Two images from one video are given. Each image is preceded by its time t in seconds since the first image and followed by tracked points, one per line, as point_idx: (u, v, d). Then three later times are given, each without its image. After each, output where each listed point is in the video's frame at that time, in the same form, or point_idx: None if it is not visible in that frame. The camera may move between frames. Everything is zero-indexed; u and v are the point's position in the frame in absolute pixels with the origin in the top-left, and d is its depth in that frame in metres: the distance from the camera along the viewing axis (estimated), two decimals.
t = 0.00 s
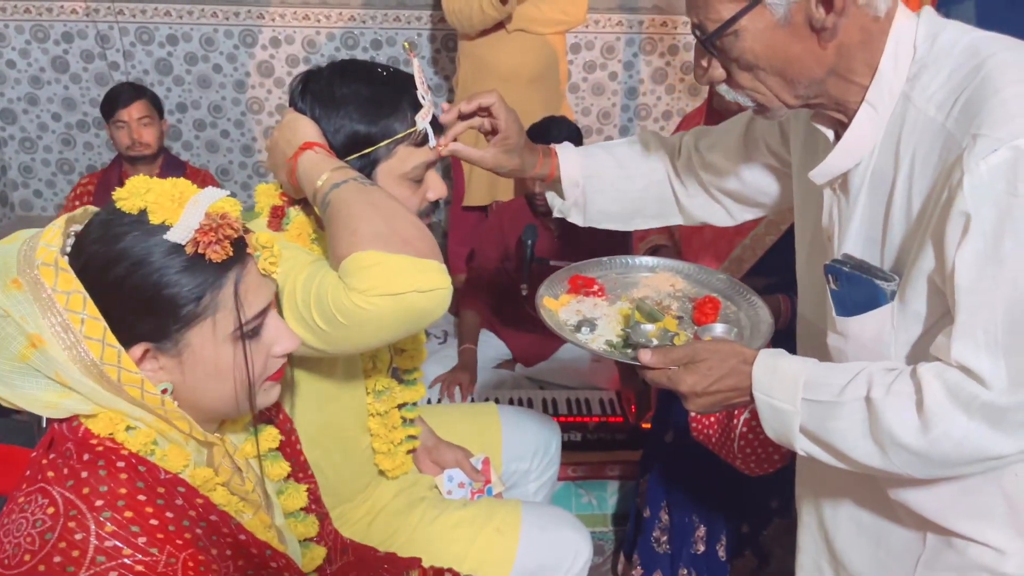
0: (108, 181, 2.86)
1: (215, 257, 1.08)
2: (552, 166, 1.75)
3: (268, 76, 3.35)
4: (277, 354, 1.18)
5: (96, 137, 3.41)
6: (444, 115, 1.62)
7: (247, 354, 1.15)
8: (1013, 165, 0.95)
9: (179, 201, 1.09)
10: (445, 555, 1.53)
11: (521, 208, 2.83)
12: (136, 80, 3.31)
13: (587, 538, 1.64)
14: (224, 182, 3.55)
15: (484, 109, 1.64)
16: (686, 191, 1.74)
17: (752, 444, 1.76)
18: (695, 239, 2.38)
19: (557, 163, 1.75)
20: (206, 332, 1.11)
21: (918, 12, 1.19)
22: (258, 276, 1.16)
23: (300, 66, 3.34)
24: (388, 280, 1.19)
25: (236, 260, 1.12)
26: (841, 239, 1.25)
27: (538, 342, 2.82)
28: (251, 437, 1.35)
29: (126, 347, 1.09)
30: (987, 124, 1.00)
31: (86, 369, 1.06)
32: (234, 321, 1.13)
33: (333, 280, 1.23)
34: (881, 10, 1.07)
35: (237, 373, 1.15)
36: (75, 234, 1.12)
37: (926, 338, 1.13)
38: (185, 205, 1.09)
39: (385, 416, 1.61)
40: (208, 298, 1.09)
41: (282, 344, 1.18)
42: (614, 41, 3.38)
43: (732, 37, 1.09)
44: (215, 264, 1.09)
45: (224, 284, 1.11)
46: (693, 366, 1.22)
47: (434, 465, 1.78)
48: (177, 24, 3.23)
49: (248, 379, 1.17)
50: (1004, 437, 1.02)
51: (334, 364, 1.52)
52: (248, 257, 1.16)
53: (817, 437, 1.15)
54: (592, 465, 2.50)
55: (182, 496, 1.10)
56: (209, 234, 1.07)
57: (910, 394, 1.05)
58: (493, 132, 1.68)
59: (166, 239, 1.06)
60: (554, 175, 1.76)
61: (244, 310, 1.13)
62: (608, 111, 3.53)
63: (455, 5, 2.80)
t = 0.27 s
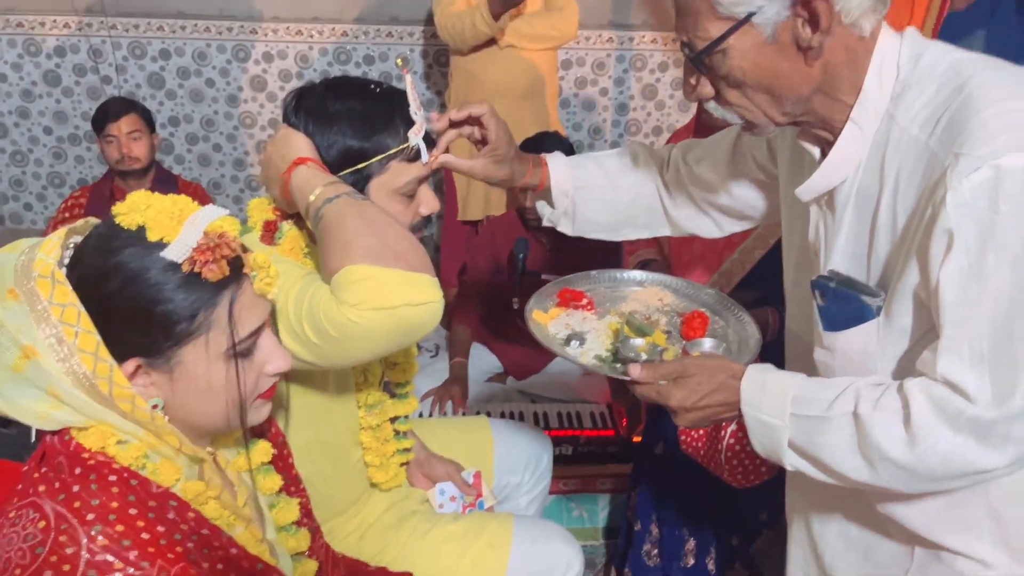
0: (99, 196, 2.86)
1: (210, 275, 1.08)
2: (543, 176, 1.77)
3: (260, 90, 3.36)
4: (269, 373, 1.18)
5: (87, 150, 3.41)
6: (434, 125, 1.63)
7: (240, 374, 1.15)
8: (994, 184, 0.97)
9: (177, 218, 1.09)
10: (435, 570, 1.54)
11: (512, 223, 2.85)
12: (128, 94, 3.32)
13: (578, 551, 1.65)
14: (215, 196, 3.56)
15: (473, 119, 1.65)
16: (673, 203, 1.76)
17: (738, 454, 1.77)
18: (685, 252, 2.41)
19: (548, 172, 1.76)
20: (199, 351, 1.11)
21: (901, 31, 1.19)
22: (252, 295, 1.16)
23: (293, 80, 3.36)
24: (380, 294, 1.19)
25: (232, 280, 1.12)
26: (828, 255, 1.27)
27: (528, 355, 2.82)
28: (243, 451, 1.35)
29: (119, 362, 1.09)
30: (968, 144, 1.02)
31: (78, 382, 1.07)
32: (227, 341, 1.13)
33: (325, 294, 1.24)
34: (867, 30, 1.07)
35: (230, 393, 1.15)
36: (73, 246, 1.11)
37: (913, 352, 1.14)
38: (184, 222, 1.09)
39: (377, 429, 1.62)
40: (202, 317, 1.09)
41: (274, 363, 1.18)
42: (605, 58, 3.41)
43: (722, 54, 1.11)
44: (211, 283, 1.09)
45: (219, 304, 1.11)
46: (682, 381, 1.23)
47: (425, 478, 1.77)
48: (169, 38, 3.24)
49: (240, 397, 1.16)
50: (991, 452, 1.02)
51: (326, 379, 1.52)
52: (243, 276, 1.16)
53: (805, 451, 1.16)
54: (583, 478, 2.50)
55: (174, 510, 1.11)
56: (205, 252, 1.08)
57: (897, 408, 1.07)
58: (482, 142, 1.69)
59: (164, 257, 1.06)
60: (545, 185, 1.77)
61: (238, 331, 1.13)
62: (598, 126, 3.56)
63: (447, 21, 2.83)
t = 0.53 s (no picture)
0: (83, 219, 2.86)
1: (212, 303, 1.10)
2: (530, 195, 1.79)
3: (246, 115, 3.38)
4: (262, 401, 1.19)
5: (71, 173, 3.41)
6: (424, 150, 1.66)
7: (234, 400, 1.16)
8: (968, 218, 1.01)
9: (180, 245, 1.11)
10: None
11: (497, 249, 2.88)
12: (113, 118, 3.33)
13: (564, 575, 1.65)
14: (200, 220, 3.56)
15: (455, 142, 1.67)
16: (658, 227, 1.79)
17: (722, 480, 1.79)
18: (668, 279, 2.45)
19: (535, 191, 1.79)
20: (194, 377, 1.12)
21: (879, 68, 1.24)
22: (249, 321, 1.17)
23: (279, 105, 3.38)
24: (369, 317, 1.21)
25: (231, 308, 1.14)
26: (808, 283, 1.30)
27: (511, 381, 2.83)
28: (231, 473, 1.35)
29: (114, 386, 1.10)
30: (943, 178, 1.06)
31: (73, 403, 1.07)
32: (222, 367, 1.14)
33: (314, 318, 1.25)
34: (847, 66, 1.12)
35: (223, 418, 1.16)
36: (73, 267, 1.13)
37: (892, 378, 1.16)
38: (186, 250, 1.11)
39: (362, 453, 1.62)
40: (201, 343, 1.11)
41: (267, 390, 1.19)
42: (589, 86, 3.46)
43: (705, 87, 1.14)
44: (211, 311, 1.11)
45: (218, 332, 1.12)
46: (668, 408, 1.25)
47: (409, 504, 1.78)
48: (156, 63, 3.26)
49: (232, 424, 1.17)
50: (969, 478, 1.04)
51: (313, 402, 1.53)
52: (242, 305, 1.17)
53: (789, 477, 1.18)
54: (567, 505, 2.52)
55: (163, 531, 1.11)
56: (208, 280, 1.10)
57: (878, 435, 1.09)
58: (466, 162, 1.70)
59: (164, 282, 1.07)
60: (533, 203, 1.80)
61: (236, 356, 1.14)
62: (583, 154, 3.59)
63: (434, 49, 2.87)
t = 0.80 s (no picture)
0: (82, 222, 2.87)
1: (241, 310, 1.13)
2: (533, 193, 1.81)
3: (245, 120, 3.41)
4: (268, 408, 1.20)
5: (69, 177, 3.43)
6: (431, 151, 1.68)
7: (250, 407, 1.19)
8: (969, 222, 1.04)
9: (215, 250, 1.14)
10: None
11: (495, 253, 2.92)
12: (112, 121, 3.35)
13: None
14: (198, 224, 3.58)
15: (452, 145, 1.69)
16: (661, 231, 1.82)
17: (718, 484, 1.81)
18: (664, 285, 2.46)
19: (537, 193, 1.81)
20: (214, 378, 1.14)
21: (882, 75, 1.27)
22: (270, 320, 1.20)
23: (278, 111, 3.41)
24: (371, 316, 1.23)
25: (256, 316, 1.17)
26: (810, 284, 1.32)
27: (507, 386, 2.84)
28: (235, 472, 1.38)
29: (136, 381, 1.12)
30: (945, 183, 1.09)
31: (93, 393, 1.09)
32: (244, 372, 1.16)
33: (318, 316, 1.28)
34: (851, 69, 1.15)
35: (238, 423, 1.19)
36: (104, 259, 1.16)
37: (891, 376, 1.19)
38: (219, 255, 1.14)
39: (362, 454, 1.64)
40: (225, 347, 1.13)
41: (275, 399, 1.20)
42: (587, 94, 3.50)
43: (713, 91, 1.16)
44: (239, 318, 1.14)
45: (242, 339, 1.15)
46: (670, 405, 1.27)
47: (408, 505, 1.79)
48: (156, 67, 3.29)
49: (250, 425, 1.20)
50: (965, 478, 1.07)
51: (314, 401, 1.55)
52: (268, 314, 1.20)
53: (788, 477, 1.21)
54: (562, 509, 2.50)
55: (171, 527, 1.13)
56: (238, 287, 1.12)
57: (877, 435, 1.11)
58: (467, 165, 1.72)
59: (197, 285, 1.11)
60: (535, 203, 1.82)
61: (256, 362, 1.17)
62: (580, 161, 3.63)
63: (434, 58, 2.90)
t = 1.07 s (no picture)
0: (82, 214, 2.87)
1: (248, 300, 1.12)
2: (574, 189, 1.82)
3: (245, 111, 3.41)
4: (278, 397, 1.20)
5: (68, 168, 3.42)
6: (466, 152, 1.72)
7: (265, 395, 1.19)
8: (990, 219, 1.04)
9: (220, 241, 1.14)
10: None
11: (496, 248, 2.90)
12: (111, 112, 3.34)
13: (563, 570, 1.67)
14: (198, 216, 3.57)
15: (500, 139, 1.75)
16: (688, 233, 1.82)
17: (716, 477, 1.83)
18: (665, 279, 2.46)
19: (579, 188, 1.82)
20: (225, 371, 1.15)
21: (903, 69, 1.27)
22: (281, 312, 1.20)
23: (278, 103, 3.41)
24: (380, 311, 1.24)
25: (264, 304, 1.17)
26: (824, 278, 1.33)
27: (507, 380, 2.86)
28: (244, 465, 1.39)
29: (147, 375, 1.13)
30: (968, 179, 1.08)
31: (105, 387, 1.10)
32: (254, 361, 1.17)
33: (326, 311, 1.28)
34: (872, 59, 1.15)
35: (252, 413, 1.19)
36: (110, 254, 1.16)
37: (903, 379, 1.21)
38: (225, 246, 1.13)
39: (364, 448, 1.65)
40: (235, 337, 1.14)
41: (286, 388, 1.20)
42: (587, 89, 3.50)
43: (736, 86, 1.16)
44: (247, 306, 1.14)
45: (251, 330, 1.15)
46: (679, 401, 1.29)
47: (411, 498, 1.81)
48: (156, 58, 3.28)
49: (262, 415, 1.21)
50: (976, 476, 1.08)
51: (320, 395, 1.56)
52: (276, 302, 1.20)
53: (796, 472, 1.22)
54: (563, 503, 2.50)
55: (183, 520, 1.13)
56: (247, 277, 1.12)
57: (888, 432, 1.12)
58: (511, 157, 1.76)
59: (204, 276, 1.10)
60: (575, 199, 1.82)
61: (267, 350, 1.17)
62: (579, 156, 3.63)
63: (435, 51, 2.89)
